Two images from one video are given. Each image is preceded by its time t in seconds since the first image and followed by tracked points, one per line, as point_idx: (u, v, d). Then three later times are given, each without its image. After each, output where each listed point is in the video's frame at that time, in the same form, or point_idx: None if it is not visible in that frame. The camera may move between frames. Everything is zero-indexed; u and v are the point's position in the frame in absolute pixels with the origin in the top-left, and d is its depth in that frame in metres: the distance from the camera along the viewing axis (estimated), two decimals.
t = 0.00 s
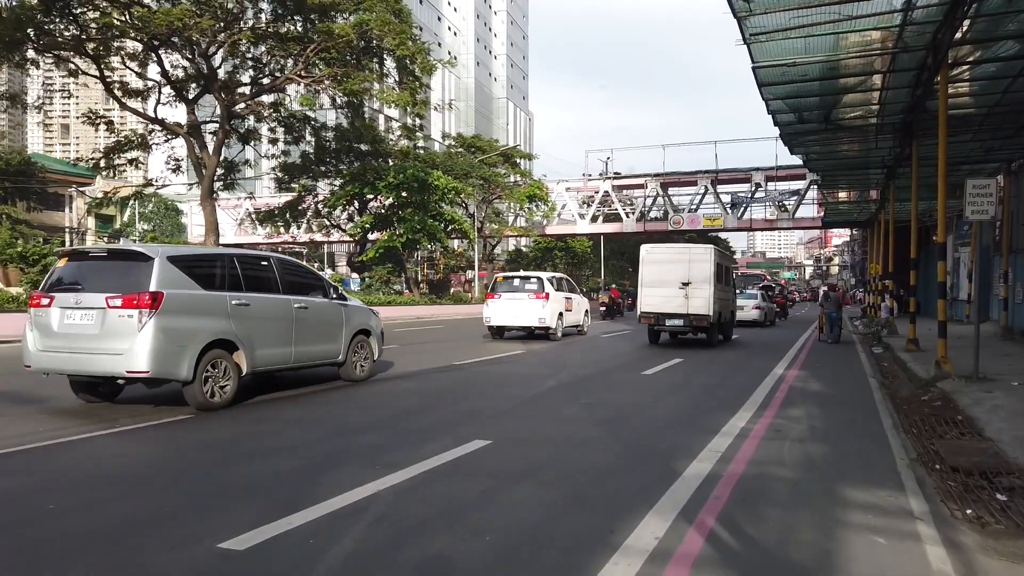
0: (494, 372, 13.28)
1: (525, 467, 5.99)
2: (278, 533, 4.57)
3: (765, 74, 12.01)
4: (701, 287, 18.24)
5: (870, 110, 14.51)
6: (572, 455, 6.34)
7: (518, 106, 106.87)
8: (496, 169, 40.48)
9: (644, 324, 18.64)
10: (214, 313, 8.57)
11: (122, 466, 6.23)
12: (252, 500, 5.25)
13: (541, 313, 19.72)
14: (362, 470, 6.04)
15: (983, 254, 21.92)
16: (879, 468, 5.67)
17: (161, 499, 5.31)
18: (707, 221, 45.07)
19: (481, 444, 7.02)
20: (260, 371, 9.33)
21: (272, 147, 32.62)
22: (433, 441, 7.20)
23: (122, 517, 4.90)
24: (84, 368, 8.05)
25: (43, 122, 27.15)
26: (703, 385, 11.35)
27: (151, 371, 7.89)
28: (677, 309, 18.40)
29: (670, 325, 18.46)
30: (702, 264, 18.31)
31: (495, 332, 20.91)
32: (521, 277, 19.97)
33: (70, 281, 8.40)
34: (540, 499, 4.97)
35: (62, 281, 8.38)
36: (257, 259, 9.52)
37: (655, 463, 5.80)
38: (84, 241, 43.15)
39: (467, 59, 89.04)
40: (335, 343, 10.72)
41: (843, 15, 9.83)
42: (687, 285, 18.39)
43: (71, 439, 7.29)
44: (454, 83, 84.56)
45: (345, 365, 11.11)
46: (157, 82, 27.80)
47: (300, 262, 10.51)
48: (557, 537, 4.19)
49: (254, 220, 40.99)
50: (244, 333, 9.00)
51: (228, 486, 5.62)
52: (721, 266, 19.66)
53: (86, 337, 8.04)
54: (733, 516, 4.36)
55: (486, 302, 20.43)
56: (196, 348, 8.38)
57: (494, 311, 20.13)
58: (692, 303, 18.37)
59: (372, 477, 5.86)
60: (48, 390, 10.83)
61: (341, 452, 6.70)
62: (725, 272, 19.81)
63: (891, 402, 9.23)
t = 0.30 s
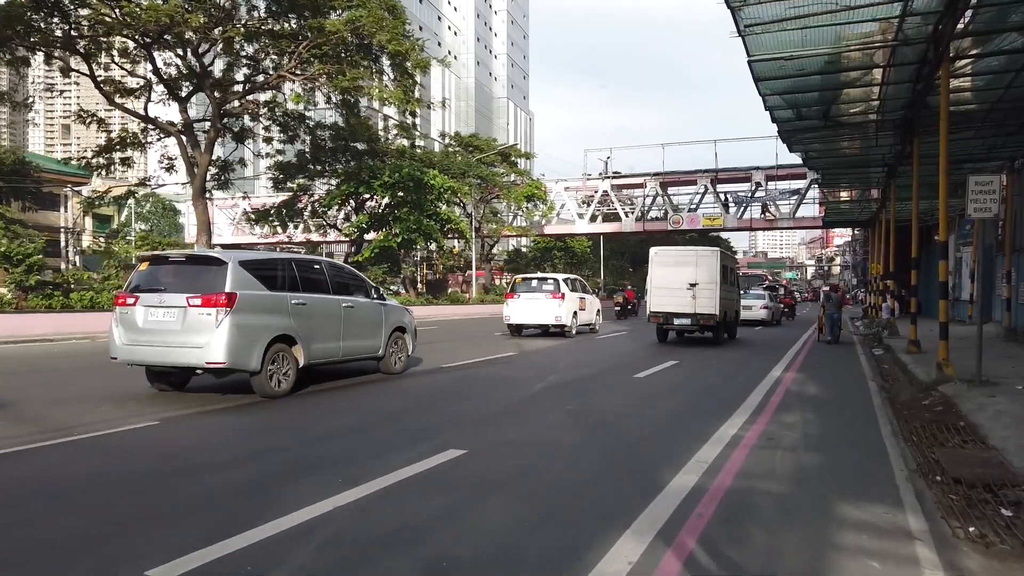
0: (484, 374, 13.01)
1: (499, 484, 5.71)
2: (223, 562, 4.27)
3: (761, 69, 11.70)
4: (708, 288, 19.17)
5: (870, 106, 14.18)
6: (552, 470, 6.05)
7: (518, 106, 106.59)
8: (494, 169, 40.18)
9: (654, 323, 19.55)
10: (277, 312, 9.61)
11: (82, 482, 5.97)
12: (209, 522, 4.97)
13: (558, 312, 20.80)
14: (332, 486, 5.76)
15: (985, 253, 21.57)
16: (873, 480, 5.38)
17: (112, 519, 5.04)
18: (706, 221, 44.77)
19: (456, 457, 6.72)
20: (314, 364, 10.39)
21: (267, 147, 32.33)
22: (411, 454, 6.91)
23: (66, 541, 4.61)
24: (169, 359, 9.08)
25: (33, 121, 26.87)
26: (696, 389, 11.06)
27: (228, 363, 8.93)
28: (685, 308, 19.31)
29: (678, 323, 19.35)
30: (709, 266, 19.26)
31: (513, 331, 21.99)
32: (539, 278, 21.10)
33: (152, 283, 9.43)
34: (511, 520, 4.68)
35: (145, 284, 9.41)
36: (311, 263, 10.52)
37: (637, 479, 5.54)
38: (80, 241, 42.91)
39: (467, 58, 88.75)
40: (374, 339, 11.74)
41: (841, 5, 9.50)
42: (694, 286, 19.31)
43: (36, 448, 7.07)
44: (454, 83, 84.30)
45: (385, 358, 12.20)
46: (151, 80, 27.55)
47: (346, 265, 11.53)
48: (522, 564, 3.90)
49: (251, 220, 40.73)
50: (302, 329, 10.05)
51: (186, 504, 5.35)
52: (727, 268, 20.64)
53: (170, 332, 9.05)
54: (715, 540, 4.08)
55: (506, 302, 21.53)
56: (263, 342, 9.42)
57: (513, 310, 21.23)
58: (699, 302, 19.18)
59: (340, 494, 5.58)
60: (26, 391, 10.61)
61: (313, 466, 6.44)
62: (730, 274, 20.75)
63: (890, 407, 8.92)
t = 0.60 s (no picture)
0: (477, 375, 12.68)
1: (479, 492, 5.40)
2: None
3: (762, 61, 11.37)
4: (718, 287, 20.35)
5: (875, 100, 13.83)
6: (536, 478, 5.74)
7: (520, 106, 106.35)
8: (494, 167, 39.87)
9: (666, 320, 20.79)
10: (335, 308, 10.63)
11: (44, 485, 5.70)
12: (173, 530, 4.69)
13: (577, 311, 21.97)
14: (302, 494, 5.45)
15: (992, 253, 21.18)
16: (876, 490, 5.06)
17: (70, 526, 4.76)
18: (709, 220, 44.41)
19: (436, 462, 6.40)
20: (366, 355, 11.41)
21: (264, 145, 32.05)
22: (390, 460, 6.60)
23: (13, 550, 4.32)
24: (242, 350, 10.17)
25: (27, 119, 26.58)
26: (693, 391, 10.74)
27: (295, 353, 10.00)
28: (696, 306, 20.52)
29: (689, 321, 20.61)
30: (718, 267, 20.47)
31: (534, 328, 23.14)
32: (559, 279, 22.15)
33: (224, 284, 10.52)
34: (489, 534, 4.39)
35: (219, 284, 10.51)
36: (360, 264, 11.50)
37: (625, 488, 5.24)
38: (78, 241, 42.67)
39: (469, 58, 88.48)
40: (415, 334, 12.65)
41: None
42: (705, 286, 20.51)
43: (3, 449, 6.81)
44: (456, 83, 84.00)
45: (426, 351, 13.23)
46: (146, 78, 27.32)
47: (391, 267, 12.49)
48: None
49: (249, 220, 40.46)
50: (356, 324, 11.08)
51: (145, 511, 5.05)
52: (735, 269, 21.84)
53: (243, 326, 10.14)
54: (705, 557, 3.80)
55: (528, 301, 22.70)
56: (323, 334, 10.46)
57: (535, 309, 22.41)
58: (709, 301, 20.48)
59: (311, 503, 5.28)
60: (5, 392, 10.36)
61: (287, 472, 6.13)
62: (738, 273, 21.91)
63: (895, 410, 8.61)
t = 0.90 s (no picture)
0: (469, 377, 12.34)
1: (457, 503, 5.06)
2: None
3: (760, 55, 11.06)
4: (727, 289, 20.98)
5: (877, 97, 13.51)
6: (518, 489, 5.42)
7: (521, 106, 106.02)
8: (494, 166, 39.53)
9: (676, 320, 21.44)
10: (386, 306, 11.60)
11: None
12: (127, 541, 4.37)
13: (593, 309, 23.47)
14: (267, 503, 5.13)
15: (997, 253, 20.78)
16: (880, 507, 4.74)
17: (15, 533, 4.44)
18: (710, 220, 44.07)
19: (414, 471, 6.06)
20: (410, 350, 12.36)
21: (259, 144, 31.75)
22: (367, 466, 6.27)
23: None
24: (302, 345, 11.11)
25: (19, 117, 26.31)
26: (690, 393, 10.40)
27: (352, 347, 10.97)
28: (705, 307, 21.16)
29: (699, 321, 21.23)
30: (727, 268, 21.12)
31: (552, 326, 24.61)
32: (577, 280, 23.58)
33: (286, 285, 11.48)
34: (461, 554, 4.07)
35: (282, 285, 11.46)
36: (406, 266, 12.49)
37: (611, 502, 4.93)
38: (75, 241, 42.40)
39: (469, 57, 88.20)
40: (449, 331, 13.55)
41: None
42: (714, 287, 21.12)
43: None
44: (456, 82, 83.69)
45: (458, 348, 14.15)
46: (140, 75, 27.07)
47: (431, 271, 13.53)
48: None
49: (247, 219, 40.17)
50: (402, 321, 12.03)
51: (97, 518, 4.73)
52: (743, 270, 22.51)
53: (304, 324, 11.06)
54: None
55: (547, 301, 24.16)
56: (376, 330, 11.45)
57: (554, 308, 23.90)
58: (718, 301, 21.19)
59: (276, 513, 4.96)
60: None
61: (255, 479, 5.80)
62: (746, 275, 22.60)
63: (899, 416, 8.28)
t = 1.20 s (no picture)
0: (460, 377, 12.03)
1: (429, 517, 4.79)
2: None
3: (758, 46, 10.73)
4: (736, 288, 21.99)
5: (878, 90, 13.18)
6: (495, 499, 5.12)
7: (522, 105, 105.64)
8: (492, 165, 39.25)
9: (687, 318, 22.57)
10: (427, 303, 12.74)
11: None
12: (73, 557, 4.09)
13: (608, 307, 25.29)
14: (226, 515, 4.86)
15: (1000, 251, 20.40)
16: (878, 517, 4.46)
17: None
18: (710, 218, 43.74)
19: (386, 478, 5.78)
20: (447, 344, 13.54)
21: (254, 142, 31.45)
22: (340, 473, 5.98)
23: None
24: (353, 338, 12.25)
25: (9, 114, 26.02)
26: (685, 395, 10.10)
27: (398, 340, 12.11)
28: (714, 305, 22.21)
29: (708, 319, 22.32)
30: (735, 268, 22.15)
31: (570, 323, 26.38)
32: (592, 280, 25.38)
33: (338, 284, 12.59)
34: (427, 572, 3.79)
35: (334, 284, 12.58)
36: (444, 269, 13.57)
37: (590, 514, 4.65)
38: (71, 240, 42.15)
39: (470, 57, 87.85)
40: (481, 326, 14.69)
41: None
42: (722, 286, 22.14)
43: None
44: (457, 81, 83.36)
45: (487, 343, 15.35)
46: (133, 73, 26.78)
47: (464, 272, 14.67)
48: None
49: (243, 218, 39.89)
50: (441, 316, 13.20)
51: (45, 533, 4.47)
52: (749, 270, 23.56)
53: (354, 319, 12.22)
54: None
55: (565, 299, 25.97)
56: (418, 325, 12.62)
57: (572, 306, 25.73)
58: (725, 300, 22.20)
59: (237, 527, 4.68)
60: None
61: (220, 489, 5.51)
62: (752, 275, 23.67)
63: (900, 418, 7.97)
